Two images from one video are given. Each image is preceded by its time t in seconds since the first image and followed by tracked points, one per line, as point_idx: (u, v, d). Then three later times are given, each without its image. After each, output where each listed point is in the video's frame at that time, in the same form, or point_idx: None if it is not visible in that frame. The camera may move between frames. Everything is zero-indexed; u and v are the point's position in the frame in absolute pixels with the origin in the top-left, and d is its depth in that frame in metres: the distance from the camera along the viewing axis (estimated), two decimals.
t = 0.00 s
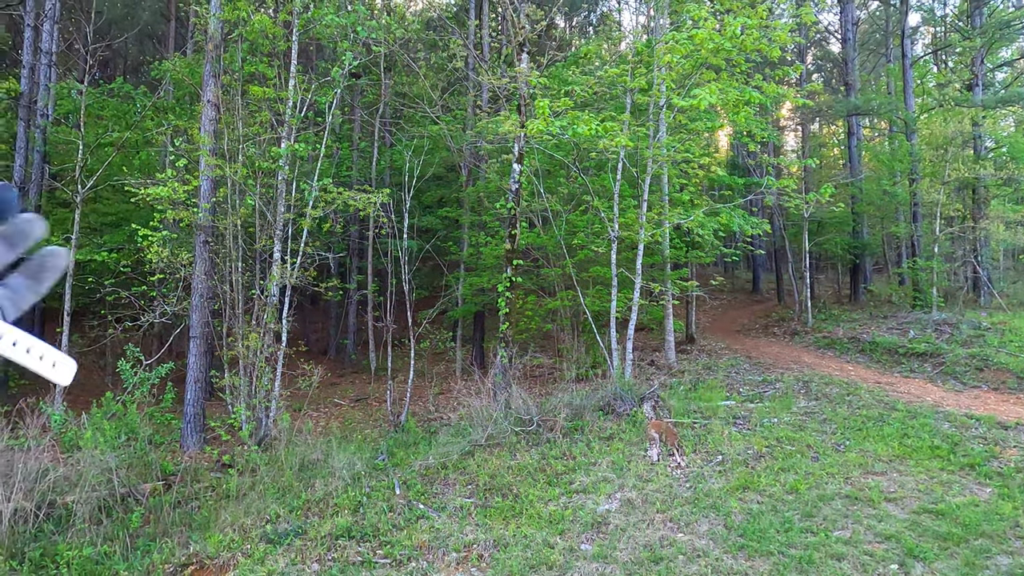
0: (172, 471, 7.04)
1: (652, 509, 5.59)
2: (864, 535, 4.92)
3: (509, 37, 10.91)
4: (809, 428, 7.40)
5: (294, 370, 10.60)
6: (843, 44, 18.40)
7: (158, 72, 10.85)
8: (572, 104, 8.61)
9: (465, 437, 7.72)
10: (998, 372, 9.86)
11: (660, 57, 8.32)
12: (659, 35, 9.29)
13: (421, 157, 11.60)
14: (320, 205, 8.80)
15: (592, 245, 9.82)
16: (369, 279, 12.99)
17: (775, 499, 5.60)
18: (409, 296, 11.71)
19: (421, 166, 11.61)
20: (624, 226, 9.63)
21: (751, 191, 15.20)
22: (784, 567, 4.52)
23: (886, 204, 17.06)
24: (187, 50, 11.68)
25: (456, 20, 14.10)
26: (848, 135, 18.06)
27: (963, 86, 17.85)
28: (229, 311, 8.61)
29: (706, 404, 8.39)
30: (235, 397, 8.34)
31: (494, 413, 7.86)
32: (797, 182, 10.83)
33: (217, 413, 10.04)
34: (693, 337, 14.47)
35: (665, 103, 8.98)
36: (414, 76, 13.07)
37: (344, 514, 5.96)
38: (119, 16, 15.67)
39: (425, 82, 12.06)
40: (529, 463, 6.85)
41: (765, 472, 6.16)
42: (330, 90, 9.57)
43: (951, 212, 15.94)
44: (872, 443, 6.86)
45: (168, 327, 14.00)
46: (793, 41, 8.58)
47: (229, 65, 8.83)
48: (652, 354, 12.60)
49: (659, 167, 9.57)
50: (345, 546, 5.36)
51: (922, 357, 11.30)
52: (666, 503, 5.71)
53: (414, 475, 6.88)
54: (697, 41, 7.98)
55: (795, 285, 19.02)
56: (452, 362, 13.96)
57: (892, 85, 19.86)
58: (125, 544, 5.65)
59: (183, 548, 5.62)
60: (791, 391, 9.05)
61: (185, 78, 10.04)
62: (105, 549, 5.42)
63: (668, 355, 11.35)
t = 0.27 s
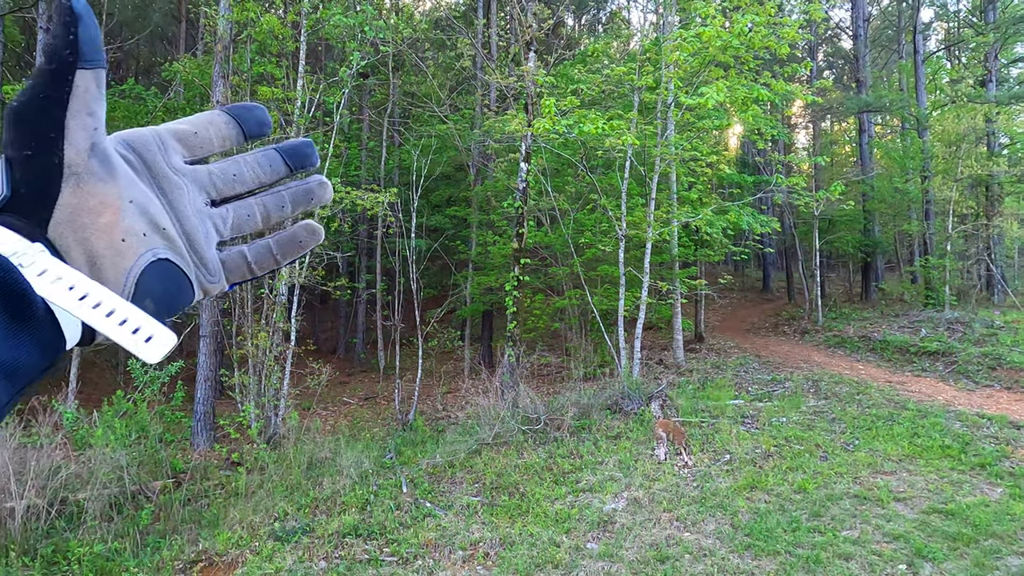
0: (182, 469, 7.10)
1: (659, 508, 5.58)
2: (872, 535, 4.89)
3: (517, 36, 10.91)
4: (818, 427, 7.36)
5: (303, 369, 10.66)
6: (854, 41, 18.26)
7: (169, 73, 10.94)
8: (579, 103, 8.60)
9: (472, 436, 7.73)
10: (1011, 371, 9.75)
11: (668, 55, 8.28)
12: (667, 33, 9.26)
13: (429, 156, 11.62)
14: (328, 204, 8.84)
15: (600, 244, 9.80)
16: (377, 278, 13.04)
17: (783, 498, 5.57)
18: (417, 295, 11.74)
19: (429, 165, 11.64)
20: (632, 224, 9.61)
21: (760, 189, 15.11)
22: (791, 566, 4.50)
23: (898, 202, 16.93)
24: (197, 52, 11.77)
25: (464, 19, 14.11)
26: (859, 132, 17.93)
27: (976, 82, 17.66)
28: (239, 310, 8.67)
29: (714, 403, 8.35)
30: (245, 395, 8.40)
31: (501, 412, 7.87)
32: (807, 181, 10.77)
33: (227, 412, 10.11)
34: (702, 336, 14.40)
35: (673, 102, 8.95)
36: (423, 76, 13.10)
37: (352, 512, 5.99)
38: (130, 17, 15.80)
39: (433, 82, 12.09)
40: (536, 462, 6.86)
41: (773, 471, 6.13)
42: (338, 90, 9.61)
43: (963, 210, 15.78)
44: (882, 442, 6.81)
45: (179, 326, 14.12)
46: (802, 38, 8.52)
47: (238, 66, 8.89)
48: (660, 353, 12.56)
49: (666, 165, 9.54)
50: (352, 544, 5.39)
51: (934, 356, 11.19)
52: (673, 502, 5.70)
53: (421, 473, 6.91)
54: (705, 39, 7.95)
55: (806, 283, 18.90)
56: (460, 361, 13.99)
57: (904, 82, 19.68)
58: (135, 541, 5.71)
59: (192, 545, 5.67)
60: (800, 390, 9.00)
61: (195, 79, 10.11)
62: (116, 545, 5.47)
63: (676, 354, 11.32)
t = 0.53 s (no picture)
0: (194, 465, 7.18)
1: (667, 506, 5.59)
2: (881, 533, 4.88)
3: (526, 34, 10.92)
4: (827, 425, 7.33)
5: (313, 367, 10.73)
6: (867, 35, 18.11)
7: (181, 73, 11.04)
8: (587, 100, 8.59)
9: (481, 433, 7.76)
10: None
11: (677, 53, 8.26)
12: (676, 30, 9.23)
13: (439, 154, 11.66)
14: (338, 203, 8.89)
15: (609, 241, 9.79)
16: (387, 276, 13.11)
17: (792, 496, 5.56)
18: (427, 293, 11.78)
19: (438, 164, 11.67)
20: (641, 221, 9.59)
21: (771, 186, 15.04)
22: (799, 564, 4.50)
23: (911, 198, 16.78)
24: (209, 52, 11.86)
25: (473, 17, 14.13)
26: (871, 128, 17.79)
27: (991, 76, 17.47)
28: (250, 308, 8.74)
29: (724, 401, 8.34)
30: (256, 393, 8.47)
31: (510, 409, 7.90)
32: (817, 177, 10.71)
33: (238, 409, 10.21)
34: (712, 334, 14.36)
35: (682, 98, 8.92)
36: (432, 74, 13.12)
37: (362, 509, 6.03)
38: (143, 18, 15.95)
39: (442, 80, 12.12)
40: (545, 459, 6.88)
41: (781, 469, 6.12)
42: (348, 88, 9.66)
43: (977, 206, 15.62)
44: (892, 440, 6.78)
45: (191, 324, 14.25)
46: (812, 34, 8.47)
47: (249, 66, 8.95)
48: (670, 351, 12.54)
49: (676, 162, 9.51)
50: (362, 540, 5.44)
51: (946, 354, 11.11)
52: (681, 499, 5.70)
53: (430, 470, 6.95)
54: (714, 35, 7.92)
55: (817, 281, 18.78)
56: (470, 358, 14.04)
57: (917, 77, 19.50)
58: (148, 536, 5.78)
59: (204, 540, 5.73)
60: (811, 388, 8.95)
61: (206, 78, 10.19)
62: (130, 540, 5.53)
63: (686, 352, 11.30)
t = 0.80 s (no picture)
0: (210, 464, 7.26)
1: (679, 507, 5.58)
2: (896, 536, 4.84)
3: (537, 33, 10.91)
4: (841, 426, 7.28)
5: (326, 366, 10.80)
6: (883, 32, 17.92)
7: (196, 76, 11.15)
8: (599, 100, 8.58)
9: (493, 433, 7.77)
10: None
11: (689, 52, 8.22)
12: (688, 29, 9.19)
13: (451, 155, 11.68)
14: (351, 204, 8.94)
15: (621, 241, 9.77)
16: (399, 276, 13.17)
17: (805, 498, 5.53)
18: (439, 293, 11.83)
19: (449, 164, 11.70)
20: (654, 222, 9.56)
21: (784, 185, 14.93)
22: (812, 567, 4.48)
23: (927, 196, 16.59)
24: (223, 54, 11.96)
25: (485, 17, 14.15)
26: (887, 126, 17.61)
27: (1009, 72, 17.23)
28: (265, 308, 8.81)
29: (736, 401, 8.29)
30: (270, 392, 8.54)
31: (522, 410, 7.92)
32: (832, 176, 10.62)
33: (253, 408, 10.30)
34: (725, 334, 14.29)
35: (695, 98, 8.88)
36: (444, 74, 13.15)
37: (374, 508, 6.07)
38: (158, 21, 16.10)
39: (454, 80, 12.15)
40: (557, 459, 6.89)
41: (795, 470, 6.08)
42: (361, 90, 9.71)
43: (995, 204, 15.42)
44: (907, 442, 6.72)
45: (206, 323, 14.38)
46: (826, 33, 8.40)
47: (263, 68, 9.03)
48: (682, 351, 12.49)
49: (688, 162, 9.47)
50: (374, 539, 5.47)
51: (963, 354, 10.98)
52: (693, 501, 5.68)
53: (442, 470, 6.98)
54: (727, 34, 7.87)
55: (831, 280, 18.63)
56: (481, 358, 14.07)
57: (934, 74, 19.27)
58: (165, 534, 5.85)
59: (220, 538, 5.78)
60: (825, 389, 8.88)
61: (221, 81, 10.29)
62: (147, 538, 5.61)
63: (698, 352, 11.25)
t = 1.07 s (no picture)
0: (234, 462, 7.35)
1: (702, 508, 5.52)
2: (925, 539, 4.74)
3: (557, 32, 10.88)
4: (869, 427, 7.15)
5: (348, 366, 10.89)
6: (910, 26, 17.58)
7: (220, 79, 11.30)
8: (619, 99, 8.52)
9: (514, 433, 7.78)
10: None
11: (711, 48, 8.12)
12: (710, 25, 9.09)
13: (471, 155, 11.69)
14: (372, 204, 9.00)
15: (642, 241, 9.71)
16: (420, 276, 13.23)
17: (831, 500, 5.44)
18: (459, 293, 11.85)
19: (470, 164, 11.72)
20: (676, 220, 9.47)
21: (809, 183, 14.72)
22: (839, 570, 4.40)
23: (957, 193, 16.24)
24: (246, 57, 12.11)
25: (505, 17, 14.14)
26: (914, 122, 17.27)
27: None
28: (288, 308, 8.90)
29: (761, 402, 8.19)
30: (294, 392, 8.62)
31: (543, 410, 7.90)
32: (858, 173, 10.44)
33: (276, 407, 10.42)
34: (749, 334, 14.13)
35: (717, 95, 8.78)
36: (464, 75, 13.17)
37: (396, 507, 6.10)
38: (184, 25, 16.35)
39: (474, 81, 12.16)
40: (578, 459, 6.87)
41: (820, 472, 5.99)
42: (382, 91, 9.76)
43: None
44: (937, 444, 6.58)
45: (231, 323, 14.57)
46: (852, 27, 8.24)
47: (285, 71, 9.12)
48: (705, 351, 12.37)
49: (710, 160, 9.38)
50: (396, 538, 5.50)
51: (995, 355, 10.73)
52: (716, 502, 5.62)
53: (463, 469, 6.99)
54: (749, 30, 7.77)
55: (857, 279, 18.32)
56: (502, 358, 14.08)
57: (963, 69, 18.85)
58: (191, 531, 5.94)
59: (244, 536, 5.86)
60: (851, 390, 8.74)
61: (244, 84, 10.42)
62: (173, 535, 5.70)
63: (721, 352, 11.13)
